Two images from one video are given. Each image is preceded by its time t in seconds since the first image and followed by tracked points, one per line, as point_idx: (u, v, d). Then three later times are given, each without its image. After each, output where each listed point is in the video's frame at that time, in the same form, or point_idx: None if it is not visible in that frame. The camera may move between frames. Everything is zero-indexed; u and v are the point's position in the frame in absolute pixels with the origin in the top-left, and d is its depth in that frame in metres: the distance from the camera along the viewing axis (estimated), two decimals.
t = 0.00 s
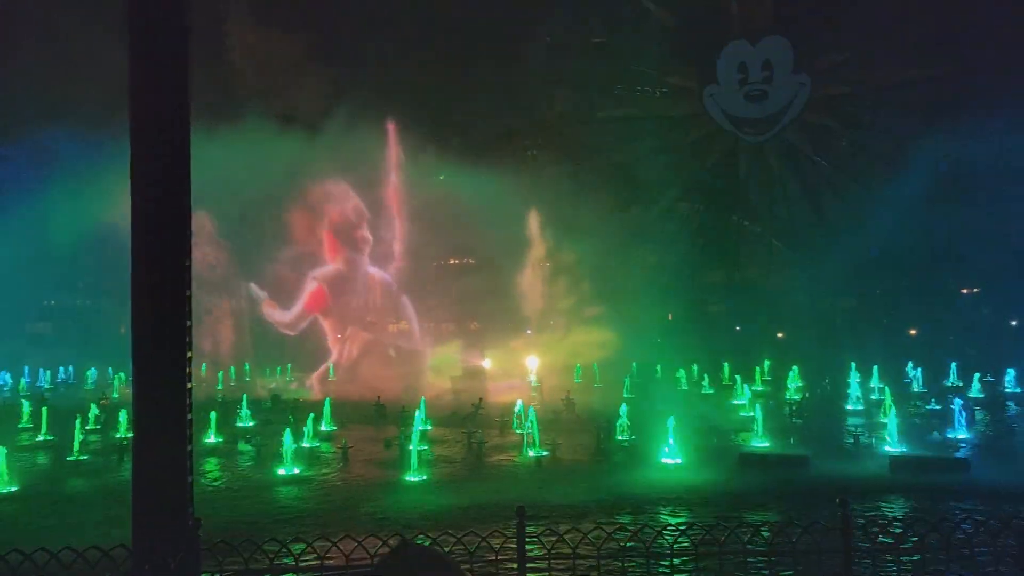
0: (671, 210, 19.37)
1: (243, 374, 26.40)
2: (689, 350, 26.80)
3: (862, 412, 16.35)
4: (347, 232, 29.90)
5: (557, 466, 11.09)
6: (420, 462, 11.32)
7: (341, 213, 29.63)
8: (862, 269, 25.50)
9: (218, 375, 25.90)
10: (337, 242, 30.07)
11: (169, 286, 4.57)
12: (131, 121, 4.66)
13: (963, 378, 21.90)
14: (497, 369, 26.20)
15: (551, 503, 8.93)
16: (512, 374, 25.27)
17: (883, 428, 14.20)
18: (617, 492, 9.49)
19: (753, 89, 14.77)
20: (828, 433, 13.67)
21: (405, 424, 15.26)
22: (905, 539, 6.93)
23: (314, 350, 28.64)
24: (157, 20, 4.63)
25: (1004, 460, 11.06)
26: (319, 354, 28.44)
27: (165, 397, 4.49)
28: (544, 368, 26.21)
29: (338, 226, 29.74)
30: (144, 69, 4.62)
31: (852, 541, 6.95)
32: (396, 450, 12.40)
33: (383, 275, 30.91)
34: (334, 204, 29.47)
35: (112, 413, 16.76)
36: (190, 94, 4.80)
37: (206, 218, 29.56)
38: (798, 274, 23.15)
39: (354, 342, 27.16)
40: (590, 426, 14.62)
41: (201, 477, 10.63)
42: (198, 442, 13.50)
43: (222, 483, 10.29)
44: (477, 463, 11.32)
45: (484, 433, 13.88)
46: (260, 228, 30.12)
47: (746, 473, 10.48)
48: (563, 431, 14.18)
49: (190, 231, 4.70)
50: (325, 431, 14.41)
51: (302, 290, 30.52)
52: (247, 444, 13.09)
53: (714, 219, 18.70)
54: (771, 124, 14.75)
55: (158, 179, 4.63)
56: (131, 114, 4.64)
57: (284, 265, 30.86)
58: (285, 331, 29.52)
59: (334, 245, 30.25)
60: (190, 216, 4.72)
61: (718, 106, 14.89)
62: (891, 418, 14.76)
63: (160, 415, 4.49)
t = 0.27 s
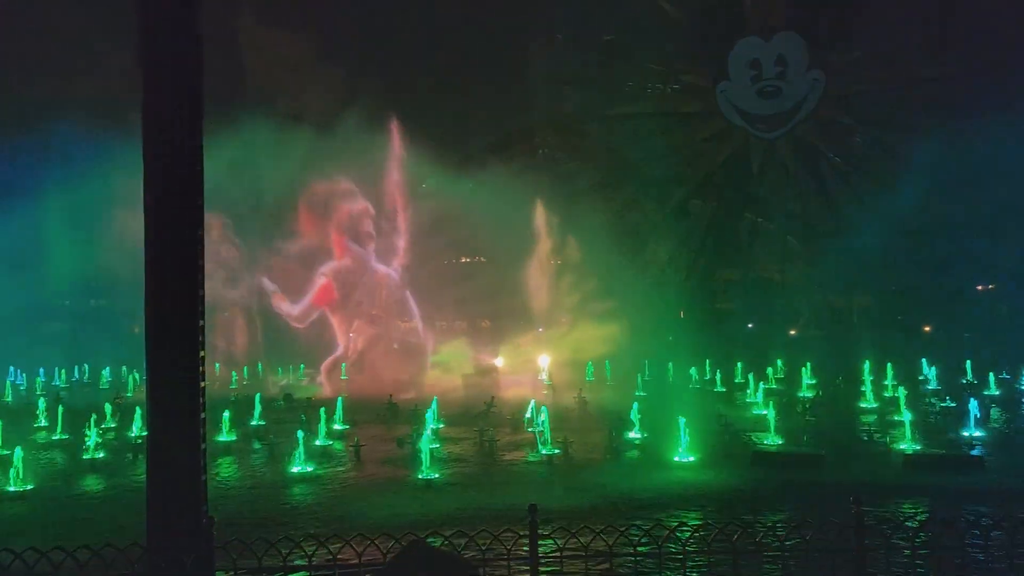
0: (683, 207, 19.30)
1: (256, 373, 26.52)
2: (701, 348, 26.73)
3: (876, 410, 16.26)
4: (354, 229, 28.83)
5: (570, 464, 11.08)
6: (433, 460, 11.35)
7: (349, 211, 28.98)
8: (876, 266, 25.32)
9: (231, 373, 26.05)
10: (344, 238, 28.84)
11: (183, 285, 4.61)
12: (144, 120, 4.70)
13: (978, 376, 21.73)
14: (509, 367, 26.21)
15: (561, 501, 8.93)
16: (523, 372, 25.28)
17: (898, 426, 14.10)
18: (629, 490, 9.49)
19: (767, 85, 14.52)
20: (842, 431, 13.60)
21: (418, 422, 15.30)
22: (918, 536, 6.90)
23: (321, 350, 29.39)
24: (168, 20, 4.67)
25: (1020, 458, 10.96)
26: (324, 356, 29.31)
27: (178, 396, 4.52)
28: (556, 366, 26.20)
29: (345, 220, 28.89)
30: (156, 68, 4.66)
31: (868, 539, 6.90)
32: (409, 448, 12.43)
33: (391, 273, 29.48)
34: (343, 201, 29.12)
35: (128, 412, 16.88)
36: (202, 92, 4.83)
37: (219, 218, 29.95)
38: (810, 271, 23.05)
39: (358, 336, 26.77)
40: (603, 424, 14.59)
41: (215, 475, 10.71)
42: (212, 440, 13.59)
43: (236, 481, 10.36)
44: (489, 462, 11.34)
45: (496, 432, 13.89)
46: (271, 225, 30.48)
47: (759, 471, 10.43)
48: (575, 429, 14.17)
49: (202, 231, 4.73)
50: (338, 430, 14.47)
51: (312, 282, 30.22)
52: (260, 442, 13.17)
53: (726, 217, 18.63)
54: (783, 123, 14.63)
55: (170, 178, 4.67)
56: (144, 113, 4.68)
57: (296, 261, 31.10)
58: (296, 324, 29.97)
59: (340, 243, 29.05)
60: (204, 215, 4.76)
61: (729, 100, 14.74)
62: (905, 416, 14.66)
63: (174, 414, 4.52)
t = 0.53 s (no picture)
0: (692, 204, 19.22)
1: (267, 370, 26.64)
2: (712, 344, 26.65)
3: (888, 406, 16.18)
4: (359, 228, 28.77)
5: (580, 462, 11.07)
6: (443, 458, 11.37)
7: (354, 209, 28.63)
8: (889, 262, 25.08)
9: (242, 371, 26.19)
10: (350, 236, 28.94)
11: (196, 285, 4.63)
12: (156, 120, 4.73)
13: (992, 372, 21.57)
14: (519, 365, 26.21)
15: (572, 500, 8.92)
16: (534, 369, 25.29)
17: (911, 423, 14.01)
18: (639, 487, 9.47)
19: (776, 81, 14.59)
20: (854, 428, 13.54)
21: (429, 419, 15.35)
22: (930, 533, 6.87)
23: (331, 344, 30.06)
24: (181, 23, 4.68)
25: None
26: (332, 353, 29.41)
27: (190, 394, 4.54)
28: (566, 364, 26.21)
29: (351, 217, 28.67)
30: (167, 69, 4.67)
31: (881, 538, 6.88)
32: (419, 445, 12.46)
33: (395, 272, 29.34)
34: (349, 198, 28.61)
35: (140, 409, 17.00)
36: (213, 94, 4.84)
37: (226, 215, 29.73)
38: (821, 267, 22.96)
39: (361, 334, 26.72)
40: (614, 422, 14.59)
41: (227, 473, 10.77)
42: (224, 438, 13.66)
43: (248, 479, 10.42)
44: (500, 459, 11.36)
45: (507, 429, 13.91)
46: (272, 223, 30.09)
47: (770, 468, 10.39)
48: (587, 426, 14.17)
49: (212, 230, 4.75)
50: (350, 427, 14.53)
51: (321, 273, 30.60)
52: (271, 439, 13.23)
53: (737, 214, 18.56)
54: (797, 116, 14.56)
55: (183, 180, 4.68)
56: (156, 113, 4.70)
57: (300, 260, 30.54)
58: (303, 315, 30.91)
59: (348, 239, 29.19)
60: (215, 215, 4.78)
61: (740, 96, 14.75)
62: (918, 413, 14.59)
63: (185, 412, 4.54)
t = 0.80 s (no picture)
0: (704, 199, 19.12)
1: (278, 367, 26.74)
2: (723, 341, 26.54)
3: (901, 403, 16.09)
4: (365, 223, 28.80)
5: (590, 458, 11.09)
6: (454, 454, 11.39)
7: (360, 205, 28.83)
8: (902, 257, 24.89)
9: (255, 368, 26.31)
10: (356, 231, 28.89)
11: (206, 283, 4.66)
12: (166, 118, 4.75)
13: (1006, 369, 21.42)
14: (530, 361, 26.20)
15: (583, 496, 8.92)
16: (544, 366, 25.27)
17: (924, 420, 13.93)
18: (650, 484, 9.45)
19: (790, 75, 14.78)
20: (866, 425, 13.47)
21: (439, 416, 15.37)
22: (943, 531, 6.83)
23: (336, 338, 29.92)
24: (191, 22, 4.70)
25: None
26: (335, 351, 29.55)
27: (200, 393, 4.57)
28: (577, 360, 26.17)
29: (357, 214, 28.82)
30: (177, 67, 4.68)
31: (894, 535, 6.83)
32: (430, 442, 12.48)
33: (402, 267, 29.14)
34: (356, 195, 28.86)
35: (154, 406, 17.12)
36: (223, 92, 4.86)
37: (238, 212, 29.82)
38: (833, 263, 22.83)
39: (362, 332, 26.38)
40: (625, 418, 14.57)
41: (239, 469, 10.83)
42: (236, 434, 13.73)
43: (260, 475, 10.47)
44: (511, 455, 11.36)
45: (518, 425, 13.91)
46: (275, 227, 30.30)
47: (782, 465, 10.34)
48: (597, 422, 14.14)
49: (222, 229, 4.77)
50: (360, 423, 14.57)
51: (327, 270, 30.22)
52: (283, 436, 13.29)
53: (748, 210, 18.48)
54: (810, 112, 14.96)
55: (193, 178, 4.71)
56: (166, 112, 4.72)
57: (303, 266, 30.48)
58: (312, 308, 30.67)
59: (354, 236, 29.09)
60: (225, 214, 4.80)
61: (755, 94, 15.02)
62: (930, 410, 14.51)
63: (196, 410, 4.57)
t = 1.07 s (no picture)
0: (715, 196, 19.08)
1: (291, 362, 26.85)
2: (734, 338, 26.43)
3: (915, 400, 16.00)
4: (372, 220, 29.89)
5: (601, 455, 11.10)
6: (465, 451, 11.41)
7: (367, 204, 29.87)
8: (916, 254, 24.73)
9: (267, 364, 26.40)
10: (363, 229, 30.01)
11: (220, 280, 4.68)
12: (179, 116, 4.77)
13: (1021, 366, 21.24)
14: (540, 358, 26.20)
15: (594, 492, 8.94)
16: (555, 363, 25.28)
17: (938, 418, 13.83)
18: (661, 481, 9.44)
19: (801, 71, 15.21)
20: (879, 422, 13.40)
21: (450, 413, 15.40)
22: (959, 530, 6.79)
23: (340, 332, 30.39)
24: (204, 20, 4.72)
25: None
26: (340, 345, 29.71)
27: (214, 388, 4.60)
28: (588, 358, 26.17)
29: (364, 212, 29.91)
30: (190, 65, 4.70)
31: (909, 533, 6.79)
32: (441, 438, 12.52)
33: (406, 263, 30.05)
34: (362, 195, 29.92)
35: (167, 402, 17.23)
36: (235, 89, 4.87)
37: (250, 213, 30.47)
38: (846, 260, 22.70)
39: (362, 328, 26.82)
40: (636, 416, 14.56)
41: (251, 465, 10.88)
42: (248, 430, 13.80)
43: (272, 471, 10.52)
44: (522, 452, 11.39)
45: (528, 422, 13.93)
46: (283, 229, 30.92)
47: (795, 464, 10.30)
48: (607, 420, 14.14)
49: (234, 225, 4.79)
50: (371, 420, 14.61)
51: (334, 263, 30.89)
52: (294, 432, 13.34)
53: (759, 207, 18.41)
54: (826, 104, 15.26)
55: (207, 176, 4.73)
56: (179, 109, 4.74)
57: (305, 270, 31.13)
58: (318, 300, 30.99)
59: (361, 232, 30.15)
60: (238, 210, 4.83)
61: (765, 89, 15.40)
62: (945, 407, 14.41)
63: (211, 406, 4.61)
